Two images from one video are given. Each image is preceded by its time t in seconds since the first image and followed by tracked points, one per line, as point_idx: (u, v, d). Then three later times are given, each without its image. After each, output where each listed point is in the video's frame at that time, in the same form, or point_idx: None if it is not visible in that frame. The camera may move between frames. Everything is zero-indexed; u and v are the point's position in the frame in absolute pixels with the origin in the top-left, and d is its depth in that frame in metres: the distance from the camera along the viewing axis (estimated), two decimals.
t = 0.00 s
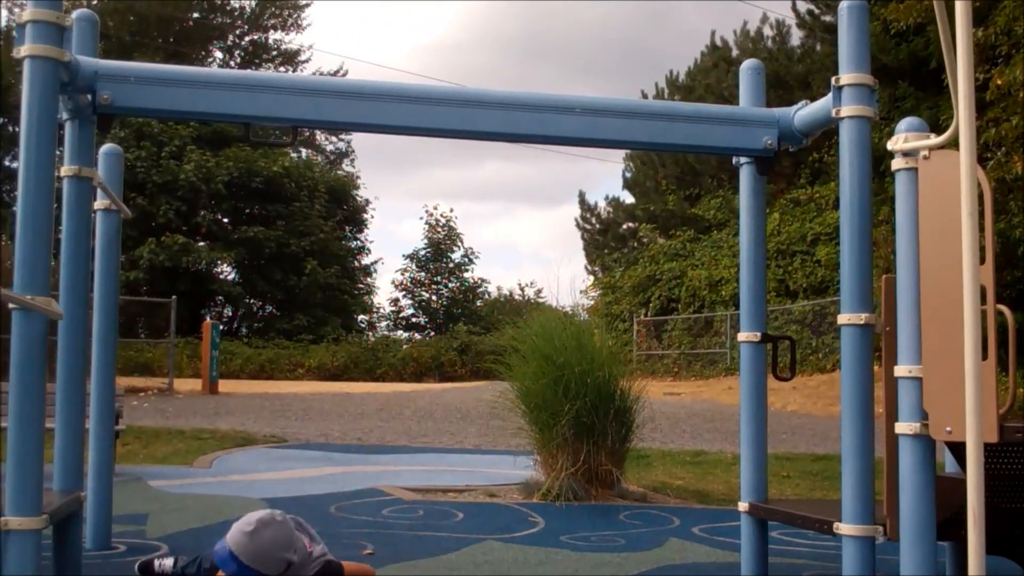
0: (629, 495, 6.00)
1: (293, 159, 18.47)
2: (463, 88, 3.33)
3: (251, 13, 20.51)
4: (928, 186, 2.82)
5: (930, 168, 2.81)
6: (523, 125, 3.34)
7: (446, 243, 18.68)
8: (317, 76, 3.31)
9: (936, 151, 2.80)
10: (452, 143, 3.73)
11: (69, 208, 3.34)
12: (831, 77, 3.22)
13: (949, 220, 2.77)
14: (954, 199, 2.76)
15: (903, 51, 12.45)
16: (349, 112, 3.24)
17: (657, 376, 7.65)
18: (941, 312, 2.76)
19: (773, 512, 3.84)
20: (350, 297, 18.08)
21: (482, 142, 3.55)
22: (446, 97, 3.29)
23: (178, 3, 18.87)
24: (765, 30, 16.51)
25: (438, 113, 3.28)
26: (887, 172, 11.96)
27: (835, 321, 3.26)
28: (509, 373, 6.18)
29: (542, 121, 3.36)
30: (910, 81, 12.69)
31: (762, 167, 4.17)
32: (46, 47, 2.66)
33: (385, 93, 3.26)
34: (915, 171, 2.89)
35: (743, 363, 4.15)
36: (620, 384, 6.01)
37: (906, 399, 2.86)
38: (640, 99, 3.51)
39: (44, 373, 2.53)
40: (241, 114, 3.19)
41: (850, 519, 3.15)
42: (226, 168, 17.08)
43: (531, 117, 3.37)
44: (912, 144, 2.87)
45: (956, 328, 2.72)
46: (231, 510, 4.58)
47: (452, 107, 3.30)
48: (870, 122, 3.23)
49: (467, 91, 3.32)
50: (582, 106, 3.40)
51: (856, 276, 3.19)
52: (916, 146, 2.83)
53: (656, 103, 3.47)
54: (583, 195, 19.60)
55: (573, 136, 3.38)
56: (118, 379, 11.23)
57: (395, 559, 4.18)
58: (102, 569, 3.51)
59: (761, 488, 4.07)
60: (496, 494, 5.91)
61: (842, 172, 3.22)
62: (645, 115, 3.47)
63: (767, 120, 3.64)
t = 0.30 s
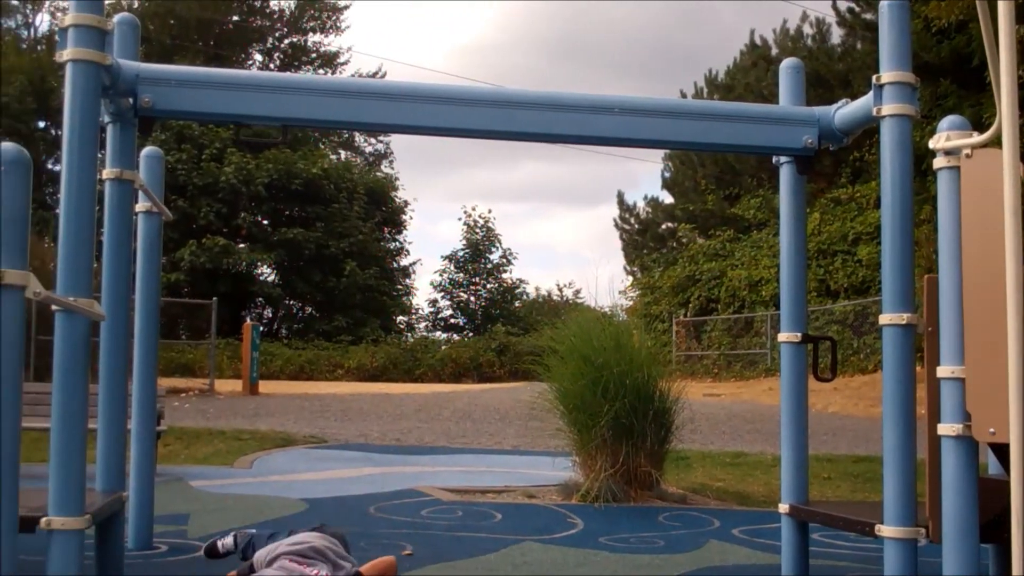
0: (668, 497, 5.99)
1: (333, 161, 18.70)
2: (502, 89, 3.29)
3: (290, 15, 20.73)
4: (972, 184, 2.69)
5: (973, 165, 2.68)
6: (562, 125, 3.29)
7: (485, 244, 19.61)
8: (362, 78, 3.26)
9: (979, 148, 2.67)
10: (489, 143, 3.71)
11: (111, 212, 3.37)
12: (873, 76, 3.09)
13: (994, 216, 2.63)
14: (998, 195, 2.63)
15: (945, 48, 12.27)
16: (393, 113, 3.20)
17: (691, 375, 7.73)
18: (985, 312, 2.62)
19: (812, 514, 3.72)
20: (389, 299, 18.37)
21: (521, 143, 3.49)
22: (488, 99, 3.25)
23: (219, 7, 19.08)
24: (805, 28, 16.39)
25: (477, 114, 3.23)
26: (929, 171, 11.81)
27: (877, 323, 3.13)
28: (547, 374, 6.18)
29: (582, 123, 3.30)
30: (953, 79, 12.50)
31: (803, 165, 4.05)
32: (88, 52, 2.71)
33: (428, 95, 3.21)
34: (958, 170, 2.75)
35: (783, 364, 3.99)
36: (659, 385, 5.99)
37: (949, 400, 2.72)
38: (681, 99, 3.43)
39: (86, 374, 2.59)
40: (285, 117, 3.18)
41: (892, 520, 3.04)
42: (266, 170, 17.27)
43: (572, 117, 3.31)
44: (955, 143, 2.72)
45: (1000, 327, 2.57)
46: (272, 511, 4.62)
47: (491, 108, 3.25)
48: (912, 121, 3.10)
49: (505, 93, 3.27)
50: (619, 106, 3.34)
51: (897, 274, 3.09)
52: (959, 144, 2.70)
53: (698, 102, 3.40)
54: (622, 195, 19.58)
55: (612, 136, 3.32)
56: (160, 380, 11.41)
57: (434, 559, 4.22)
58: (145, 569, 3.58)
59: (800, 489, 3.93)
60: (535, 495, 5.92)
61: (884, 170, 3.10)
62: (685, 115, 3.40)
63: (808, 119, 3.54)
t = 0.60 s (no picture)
0: (694, 498, 5.97)
1: (359, 162, 18.79)
2: (530, 89, 3.25)
3: (316, 17, 20.85)
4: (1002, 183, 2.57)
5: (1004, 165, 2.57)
6: (594, 125, 3.24)
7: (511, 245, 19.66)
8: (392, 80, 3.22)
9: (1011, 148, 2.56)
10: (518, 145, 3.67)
11: (139, 213, 3.43)
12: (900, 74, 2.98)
13: None
14: None
15: (974, 47, 12.11)
16: (422, 114, 3.14)
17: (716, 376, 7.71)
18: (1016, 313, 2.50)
19: (839, 515, 3.59)
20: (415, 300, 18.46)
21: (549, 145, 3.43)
22: (514, 100, 3.21)
23: (246, 9, 19.20)
24: (832, 27, 16.29)
25: (503, 116, 3.19)
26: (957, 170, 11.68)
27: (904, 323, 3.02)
28: (573, 374, 6.18)
29: (610, 124, 3.25)
30: (983, 77, 12.34)
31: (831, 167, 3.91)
32: (118, 54, 2.73)
33: (456, 96, 3.17)
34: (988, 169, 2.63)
35: (809, 366, 3.85)
36: (685, 386, 5.97)
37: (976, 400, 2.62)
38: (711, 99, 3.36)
39: (115, 374, 2.62)
40: (312, 118, 3.17)
41: (919, 521, 2.92)
42: (293, 171, 17.35)
43: (600, 117, 3.25)
44: (984, 142, 2.61)
45: None
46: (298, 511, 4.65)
47: (518, 107, 3.21)
48: (940, 119, 2.96)
49: (532, 93, 3.23)
50: (647, 107, 3.28)
51: (926, 275, 2.94)
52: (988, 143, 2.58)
53: (728, 102, 3.34)
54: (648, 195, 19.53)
55: (641, 138, 3.26)
56: (189, 381, 11.55)
57: (460, 560, 4.23)
58: (171, 569, 3.62)
59: (827, 490, 3.78)
60: (560, 496, 5.91)
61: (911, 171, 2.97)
62: (715, 115, 3.33)
63: (836, 119, 3.48)
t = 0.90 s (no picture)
0: (720, 499, 5.95)
1: (385, 163, 18.94)
2: (554, 90, 3.25)
3: (343, 20, 21.02)
4: None
5: None
6: (616, 125, 3.24)
7: (536, 245, 19.71)
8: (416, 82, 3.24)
9: None
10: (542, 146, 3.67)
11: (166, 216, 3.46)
12: (927, 73, 2.95)
13: None
14: None
15: (1003, 45, 11.96)
16: (445, 116, 3.16)
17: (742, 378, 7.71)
18: None
19: (866, 516, 3.54)
20: (440, 300, 18.55)
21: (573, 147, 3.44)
22: (538, 101, 3.22)
23: (273, 12, 19.36)
24: (860, 26, 16.19)
25: (528, 118, 3.20)
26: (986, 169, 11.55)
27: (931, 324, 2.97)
28: (599, 375, 6.18)
29: (635, 124, 3.25)
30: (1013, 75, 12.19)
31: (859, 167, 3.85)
32: (144, 57, 2.77)
33: (480, 98, 3.18)
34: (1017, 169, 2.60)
35: (837, 366, 3.81)
36: (711, 386, 5.96)
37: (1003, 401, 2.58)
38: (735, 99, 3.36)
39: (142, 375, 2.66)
40: (337, 120, 3.20)
41: (946, 523, 2.88)
42: (320, 173, 17.40)
43: (625, 118, 3.26)
44: (1013, 141, 2.59)
45: None
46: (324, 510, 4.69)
47: (540, 108, 3.22)
48: (969, 118, 2.93)
49: (554, 93, 3.24)
50: (673, 107, 3.27)
51: (953, 274, 2.90)
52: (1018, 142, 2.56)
53: (754, 102, 3.33)
54: (674, 195, 19.50)
55: (666, 139, 3.26)
56: (217, 381, 11.68)
57: (484, 561, 4.25)
58: (197, 569, 3.66)
59: (854, 492, 3.74)
60: (585, 497, 5.91)
61: (939, 171, 2.94)
62: (741, 115, 3.32)
63: (863, 118, 3.46)
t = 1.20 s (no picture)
0: (733, 499, 5.94)
1: (398, 164, 19.06)
2: (567, 90, 3.26)
3: (356, 21, 21.08)
4: None
5: None
6: (626, 125, 3.24)
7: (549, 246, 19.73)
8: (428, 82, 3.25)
9: None
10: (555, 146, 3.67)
11: (180, 216, 3.48)
12: (942, 72, 2.93)
13: None
14: None
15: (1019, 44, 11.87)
16: (456, 116, 3.16)
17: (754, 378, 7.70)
18: None
19: (880, 516, 3.52)
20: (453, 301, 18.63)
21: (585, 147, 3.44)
22: (551, 101, 3.22)
23: (286, 13, 19.44)
24: (874, 25, 16.12)
25: (540, 118, 3.21)
26: (1001, 169, 11.48)
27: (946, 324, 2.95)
28: (612, 375, 6.18)
29: (648, 124, 3.25)
30: None
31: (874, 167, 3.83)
32: (158, 59, 2.79)
33: (491, 98, 3.19)
34: None
35: (851, 366, 3.79)
36: (724, 387, 5.95)
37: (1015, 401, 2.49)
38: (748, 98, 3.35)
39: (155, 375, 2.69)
40: (350, 121, 3.20)
41: (961, 523, 2.85)
42: (333, 174, 17.53)
43: (637, 118, 3.26)
44: None
45: None
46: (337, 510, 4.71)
47: (552, 108, 3.22)
48: (985, 117, 2.91)
49: (566, 93, 3.24)
50: (686, 107, 3.27)
51: (969, 273, 2.88)
52: None
53: (767, 102, 3.32)
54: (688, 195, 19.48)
55: (679, 138, 3.26)
56: (230, 381, 11.74)
57: (496, 561, 4.26)
58: (211, 568, 3.69)
59: (867, 492, 3.73)
60: (598, 497, 5.91)
61: (956, 169, 2.91)
62: (754, 115, 3.32)
63: (877, 118, 3.45)
